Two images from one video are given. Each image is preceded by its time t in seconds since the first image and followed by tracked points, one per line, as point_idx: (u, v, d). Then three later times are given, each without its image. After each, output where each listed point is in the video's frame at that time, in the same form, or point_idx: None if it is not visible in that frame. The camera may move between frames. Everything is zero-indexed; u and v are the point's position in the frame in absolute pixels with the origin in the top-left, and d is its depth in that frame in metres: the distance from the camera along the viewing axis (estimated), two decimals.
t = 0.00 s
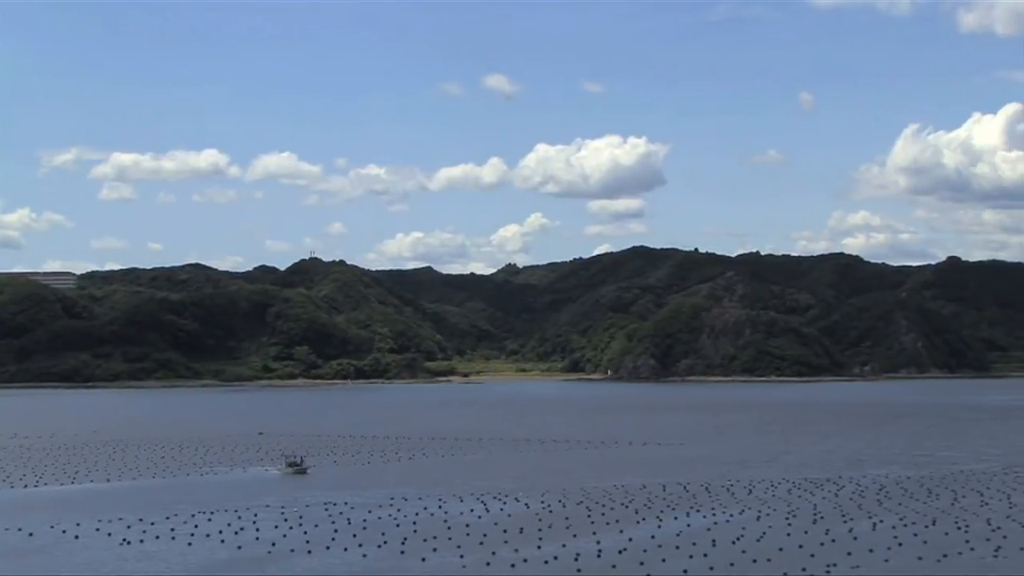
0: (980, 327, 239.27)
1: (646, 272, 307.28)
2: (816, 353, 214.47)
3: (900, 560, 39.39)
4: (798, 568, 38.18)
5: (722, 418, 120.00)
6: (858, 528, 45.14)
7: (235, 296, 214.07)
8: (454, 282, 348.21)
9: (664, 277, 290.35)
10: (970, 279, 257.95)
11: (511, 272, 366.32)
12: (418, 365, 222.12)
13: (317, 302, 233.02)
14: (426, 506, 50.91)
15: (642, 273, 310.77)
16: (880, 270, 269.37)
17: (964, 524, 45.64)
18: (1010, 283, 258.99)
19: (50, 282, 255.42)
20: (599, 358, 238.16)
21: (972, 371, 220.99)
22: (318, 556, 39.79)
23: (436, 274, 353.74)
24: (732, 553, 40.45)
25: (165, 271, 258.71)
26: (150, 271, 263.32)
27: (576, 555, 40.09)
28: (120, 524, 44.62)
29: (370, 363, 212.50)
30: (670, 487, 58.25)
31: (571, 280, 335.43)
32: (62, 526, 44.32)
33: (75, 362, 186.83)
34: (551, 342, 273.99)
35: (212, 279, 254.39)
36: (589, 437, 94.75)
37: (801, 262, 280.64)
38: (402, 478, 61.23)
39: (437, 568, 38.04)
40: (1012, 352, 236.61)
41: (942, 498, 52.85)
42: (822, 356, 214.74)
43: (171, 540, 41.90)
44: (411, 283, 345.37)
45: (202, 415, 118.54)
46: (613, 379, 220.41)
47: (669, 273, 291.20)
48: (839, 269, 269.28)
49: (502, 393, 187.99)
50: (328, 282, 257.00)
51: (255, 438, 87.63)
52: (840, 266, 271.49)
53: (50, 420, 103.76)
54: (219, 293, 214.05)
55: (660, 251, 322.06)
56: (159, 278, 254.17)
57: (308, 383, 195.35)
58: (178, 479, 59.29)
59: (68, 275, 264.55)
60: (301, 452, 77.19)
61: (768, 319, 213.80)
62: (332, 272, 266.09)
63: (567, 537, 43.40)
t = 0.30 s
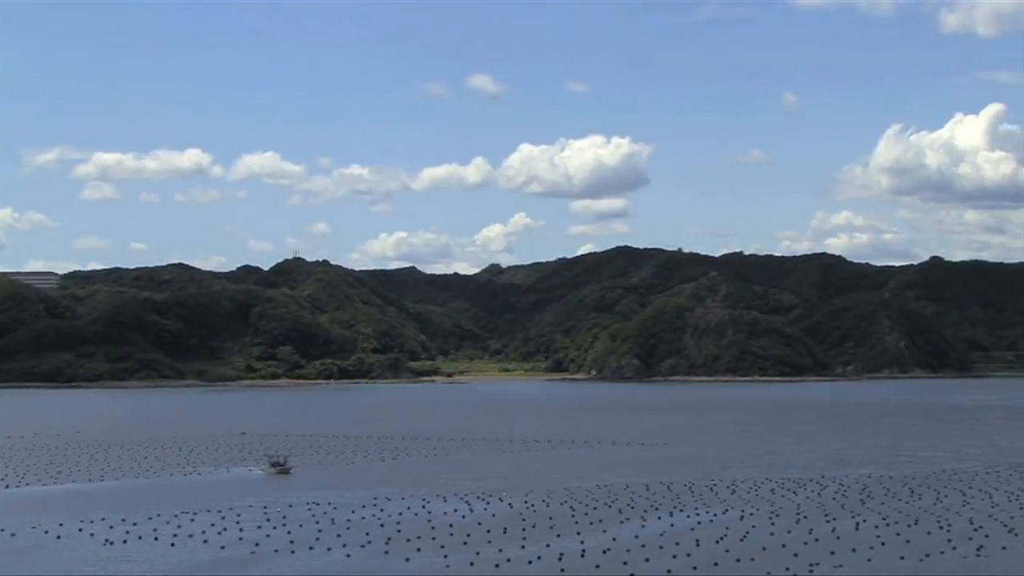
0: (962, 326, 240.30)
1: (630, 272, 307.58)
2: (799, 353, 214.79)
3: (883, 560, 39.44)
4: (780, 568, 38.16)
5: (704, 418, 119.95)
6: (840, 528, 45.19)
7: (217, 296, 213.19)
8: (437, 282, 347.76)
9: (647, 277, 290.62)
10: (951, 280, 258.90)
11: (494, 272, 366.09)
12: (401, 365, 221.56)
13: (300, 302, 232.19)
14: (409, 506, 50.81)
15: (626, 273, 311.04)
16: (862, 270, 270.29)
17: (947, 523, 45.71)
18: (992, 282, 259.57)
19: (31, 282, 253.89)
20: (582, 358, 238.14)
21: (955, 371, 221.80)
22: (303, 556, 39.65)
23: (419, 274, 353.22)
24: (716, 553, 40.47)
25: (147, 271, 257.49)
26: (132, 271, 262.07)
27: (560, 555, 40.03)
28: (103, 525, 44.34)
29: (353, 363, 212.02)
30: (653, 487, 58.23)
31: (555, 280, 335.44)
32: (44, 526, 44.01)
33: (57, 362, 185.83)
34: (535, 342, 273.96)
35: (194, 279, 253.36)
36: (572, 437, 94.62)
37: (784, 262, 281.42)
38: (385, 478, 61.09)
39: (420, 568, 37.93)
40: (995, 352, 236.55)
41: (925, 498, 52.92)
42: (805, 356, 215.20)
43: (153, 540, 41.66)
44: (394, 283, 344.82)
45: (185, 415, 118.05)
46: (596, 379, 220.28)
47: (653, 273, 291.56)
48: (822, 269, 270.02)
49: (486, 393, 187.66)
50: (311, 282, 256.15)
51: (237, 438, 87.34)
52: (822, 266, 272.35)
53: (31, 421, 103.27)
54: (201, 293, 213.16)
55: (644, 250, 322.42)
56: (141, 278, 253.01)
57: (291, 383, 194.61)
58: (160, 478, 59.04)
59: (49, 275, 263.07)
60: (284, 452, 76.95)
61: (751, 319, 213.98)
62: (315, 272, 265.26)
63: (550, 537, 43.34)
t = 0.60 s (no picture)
0: (946, 327, 241.33)
1: (615, 272, 307.94)
2: (784, 352, 215.28)
3: (867, 560, 39.51)
4: (764, 567, 38.20)
5: (689, 417, 119.98)
6: (825, 528, 45.28)
7: (202, 296, 212.49)
8: (422, 282, 347.40)
9: (633, 277, 290.98)
10: (935, 280, 259.90)
11: (480, 272, 365.97)
12: (386, 364, 221.15)
13: (285, 302, 231.59)
14: (394, 506, 50.73)
15: (611, 273, 311.31)
16: (846, 270, 271.22)
17: (930, 523, 45.83)
18: (975, 282, 260.60)
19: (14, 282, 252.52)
20: (568, 358, 238.30)
21: (939, 370, 222.65)
22: (288, 556, 39.58)
23: (404, 274, 352.84)
24: (700, 552, 40.53)
25: (132, 271, 256.44)
26: (117, 271, 260.96)
27: (545, 555, 40.01)
28: (87, 525, 44.17)
29: (338, 363, 211.70)
30: (638, 487, 58.23)
31: (540, 279, 335.52)
32: (27, 526, 43.84)
33: (41, 362, 184.95)
34: (520, 342, 274.03)
35: (179, 279, 252.46)
36: (557, 437, 94.57)
37: (769, 262, 282.20)
38: (370, 478, 61.00)
39: (405, 568, 37.87)
40: (980, 352, 237.33)
41: (908, 498, 53.01)
42: (789, 355, 215.69)
43: (137, 540, 41.53)
44: (380, 283, 344.34)
45: (170, 415, 117.80)
46: (581, 378, 220.26)
47: (638, 273, 291.96)
48: (807, 269, 270.86)
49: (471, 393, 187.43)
50: (296, 282, 255.53)
51: (222, 438, 87.17)
52: (807, 266, 273.17)
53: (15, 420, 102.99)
54: (186, 293, 212.43)
55: (629, 250, 322.80)
56: (125, 278, 251.96)
57: (276, 383, 194.07)
58: (145, 479, 58.85)
59: (32, 275, 261.77)
60: (269, 452, 76.80)
61: (736, 319, 214.65)
62: (300, 272, 264.60)
63: (535, 537, 43.30)
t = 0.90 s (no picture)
0: (932, 326, 242.15)
1: (602, 273, 308.27)
2: (770, 352, 215.66)
3: (854, 559, 39.57)
4: (751, 568, 38.22)
5: (676, 418, 119.95)
6: (811, 528, 45.30)
7: (189, 296, 211.86)
8: (409, 282, 347.08)
9: (620, 277, 291.30)
10: (921, 281, 260.82)
11: (467, 272, 365.85)
12: (373, 364, 220.89)
13: (271, 301, 231.10)
14: (381, 506, 50.63)
15: (598, 273, 311.59)
16: (832, 270, 272.13)
17: (916, 523, 45.89)
18: (961, 283, 261.58)
19: None
20: (554, 358, 238.43)
21: (924, 371, 223.48)
22: (276, 556, 39.44)
23: (391, 274, 352.47)
24: (688, 552, 40.52)
25: (118, 270, 255.58)
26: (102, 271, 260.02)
27: (531, 555, 39.94)
28: (72, 526, 43.87)
29: (325, 363, 211.22)
30: (625, 487, 58.23)
31: (527, 280, 335.57)
32: (12, 527, 43.56)
33: (27, 362, 184.17)
34: (507, 342, 274.02)
35: (165, 279, 251.72)
36: (544, 437, 94.52)
37: (755, 262, 282.91)
38: (356, 478, 60.92)
39: (392, 568, 37.79)
40: (965, 351, 238.25)
41: (894, 497, 53.11)
42: (776, 355, 216.10)
43: (124, 541, 41.30)
44: (366, 284, 343.93)
45: (156, 415, 117.52)
46: (568, 378, 220.26)
47: (625, 273, 292.32)
48: (793, 270, 271.56)
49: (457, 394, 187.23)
50: (283, 282, 255.00)
51: (208, 438, 87.03)
52: (793, 266, 273.86)
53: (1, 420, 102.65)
54: (172, 293, 211.79)
55: (616, 251, 323.12)
56: (111, 278, 251.06)
57: (262, 383, 193.58)
58: (132, 479, 58.66)
59: (17, 275, 260.55)
60: (255, 452, 76.68)
61: (723, 319, 215.19)
62: (287, 272, 264.08)
63: (522, 537, 43.24)
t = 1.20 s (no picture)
0: (919, 327, 242.95)
1: (590, 273, 308.58)
2: (759, 352, 216.01)
3: (842, 559, 39.69)
4: (740, 568, 38.30)
5: (665, 418, 120.10)
6: (800, 527, 45.44)
7: (177, 296, 211.31)
8: (398, 282, 346.91)
9: (608, 277, 291.62)
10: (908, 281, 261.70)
11: (455, 272, 365.84)
12: (362, 365, 220.73)
13: (260, 301, 230.68)
14: (370, 506, 50.68)
15: (586, 273, 311.80)
16: (820, 270, 273.04)
17: (904, 523, 46.03)
18: (948, 283, 262.39)
19: None
20: (543, 358, 238.61)
21: (912, 371, 224.19)
22: (265, 556, 39.42)
23: (380, 275, 352.24)
24: (677, 552, 40.60)
25: (105, 270, 254.82)
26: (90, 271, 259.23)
27: (520, 555, 39.99)
28: (60, 526, 43.73)
29: (313, 363, 210.91)
30: (614, 487, 58.34)
31: (515, 280, 335.74)
32: None
33: (15, 362, 183.47)
34: (495, 342, 274.09)
35: (153, 279, 251.09)
36: (532, 437, 94.61)
37: (743, 262, 283.56)
38: (345, 478, 60.95)
39: (381, 568, 37.78)
40: (952, 352, 239.05)
41: (882, 497, 53.30)
42: (764, 355, 216.50)
43: (113, 541, 41.23)
44: (355, 284, 343.67)
45: (144, 415, 117.42)
46: (557, 378, 220.30)
47: (614, 273, 292.73)
48: (781, 269, 272.22)
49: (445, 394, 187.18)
50: (271, 282, 254.61)
51: (196, 438, 87.04)
52: (782, 266, 274.54)
53: None
54: (161, 293, 211.28)
55: (604, 251, 323.44)
56: (99, 278, 250.29)
57: (251, 383, 193.21)
58: (120, 479, 58.62)
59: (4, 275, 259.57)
60: (244, 452, 76.70)
61: (711, 319, 215.63)
62: (275, 272, 263.66)
63: (511, 537, 43.26)
